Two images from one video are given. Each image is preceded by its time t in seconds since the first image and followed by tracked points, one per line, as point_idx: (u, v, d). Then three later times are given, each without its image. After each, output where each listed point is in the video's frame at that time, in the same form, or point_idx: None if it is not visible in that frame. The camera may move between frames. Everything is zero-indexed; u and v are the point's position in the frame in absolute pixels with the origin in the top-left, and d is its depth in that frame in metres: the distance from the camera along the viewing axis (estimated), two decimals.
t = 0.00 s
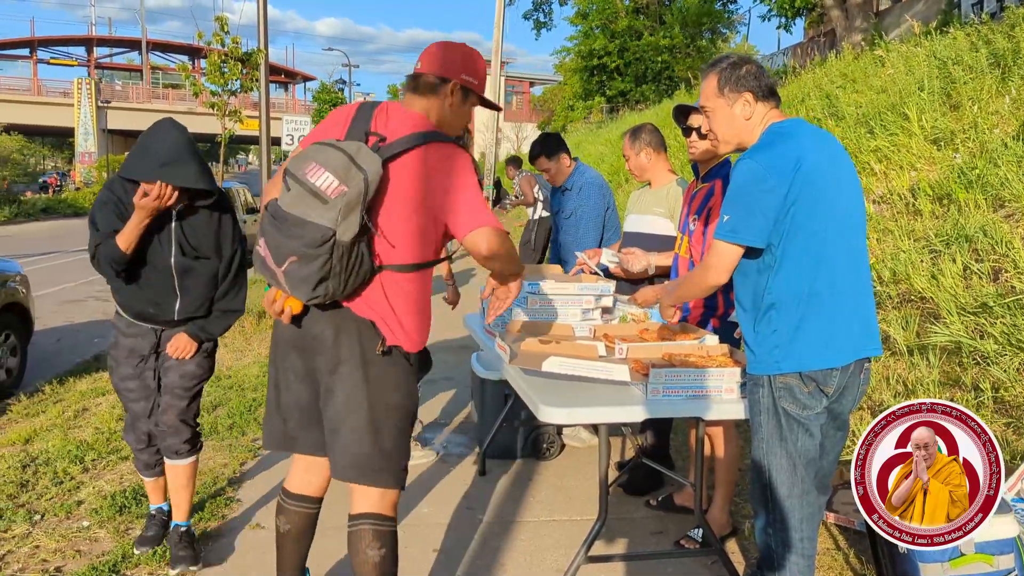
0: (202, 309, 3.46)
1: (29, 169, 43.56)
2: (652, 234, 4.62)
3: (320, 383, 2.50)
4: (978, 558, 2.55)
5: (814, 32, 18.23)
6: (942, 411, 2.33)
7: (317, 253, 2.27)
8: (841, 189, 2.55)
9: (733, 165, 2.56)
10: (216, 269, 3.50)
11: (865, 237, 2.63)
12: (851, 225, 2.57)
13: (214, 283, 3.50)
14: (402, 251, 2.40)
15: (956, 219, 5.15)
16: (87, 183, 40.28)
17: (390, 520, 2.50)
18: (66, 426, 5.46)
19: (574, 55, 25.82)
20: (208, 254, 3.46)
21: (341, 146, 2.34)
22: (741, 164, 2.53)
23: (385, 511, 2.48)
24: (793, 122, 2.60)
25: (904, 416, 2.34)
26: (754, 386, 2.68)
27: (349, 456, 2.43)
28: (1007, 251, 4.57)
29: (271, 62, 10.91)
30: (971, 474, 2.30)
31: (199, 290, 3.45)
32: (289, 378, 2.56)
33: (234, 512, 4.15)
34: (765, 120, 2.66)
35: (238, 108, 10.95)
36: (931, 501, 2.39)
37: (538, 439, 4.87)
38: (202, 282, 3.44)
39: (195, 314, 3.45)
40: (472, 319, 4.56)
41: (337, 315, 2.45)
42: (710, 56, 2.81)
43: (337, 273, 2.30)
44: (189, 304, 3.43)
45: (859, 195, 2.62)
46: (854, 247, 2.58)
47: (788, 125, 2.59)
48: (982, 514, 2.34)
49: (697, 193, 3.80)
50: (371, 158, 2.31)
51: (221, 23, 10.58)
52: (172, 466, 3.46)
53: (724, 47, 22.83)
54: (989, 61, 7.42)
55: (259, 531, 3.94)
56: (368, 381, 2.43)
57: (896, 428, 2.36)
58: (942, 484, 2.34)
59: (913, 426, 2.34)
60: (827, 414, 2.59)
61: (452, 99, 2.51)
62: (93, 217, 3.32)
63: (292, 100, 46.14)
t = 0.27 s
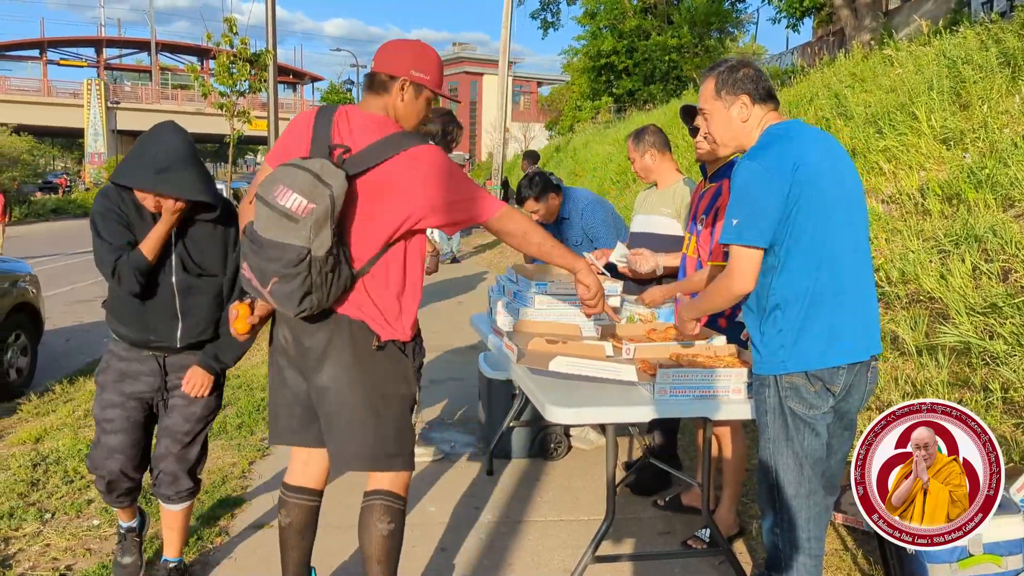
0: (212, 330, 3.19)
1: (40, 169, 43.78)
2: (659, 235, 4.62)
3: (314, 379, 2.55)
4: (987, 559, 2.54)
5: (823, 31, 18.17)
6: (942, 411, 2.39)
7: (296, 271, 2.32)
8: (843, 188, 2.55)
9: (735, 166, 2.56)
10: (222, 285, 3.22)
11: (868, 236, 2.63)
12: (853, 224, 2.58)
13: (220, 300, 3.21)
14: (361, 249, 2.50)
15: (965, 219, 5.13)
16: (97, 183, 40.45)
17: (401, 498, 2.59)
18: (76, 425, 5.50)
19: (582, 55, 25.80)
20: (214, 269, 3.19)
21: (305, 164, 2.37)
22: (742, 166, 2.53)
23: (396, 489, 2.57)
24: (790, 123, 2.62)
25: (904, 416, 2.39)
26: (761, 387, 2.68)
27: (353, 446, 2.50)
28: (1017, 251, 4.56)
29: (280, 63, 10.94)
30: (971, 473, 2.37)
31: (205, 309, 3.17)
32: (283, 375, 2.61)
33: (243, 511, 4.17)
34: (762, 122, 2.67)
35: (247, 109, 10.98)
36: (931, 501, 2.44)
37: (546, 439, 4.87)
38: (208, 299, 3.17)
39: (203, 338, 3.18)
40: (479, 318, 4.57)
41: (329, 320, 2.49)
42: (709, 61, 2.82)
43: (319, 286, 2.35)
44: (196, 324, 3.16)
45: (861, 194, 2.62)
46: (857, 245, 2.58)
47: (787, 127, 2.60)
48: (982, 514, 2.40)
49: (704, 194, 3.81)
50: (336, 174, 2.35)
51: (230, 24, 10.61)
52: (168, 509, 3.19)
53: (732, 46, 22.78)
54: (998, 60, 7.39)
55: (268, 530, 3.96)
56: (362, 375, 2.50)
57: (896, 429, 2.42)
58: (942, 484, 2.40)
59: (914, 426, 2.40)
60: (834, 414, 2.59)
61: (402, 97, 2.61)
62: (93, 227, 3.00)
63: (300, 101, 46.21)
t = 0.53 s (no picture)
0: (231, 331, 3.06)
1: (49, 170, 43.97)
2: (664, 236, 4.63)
3: (339, 371, 2.71)
4: (993, 559, 2.54)
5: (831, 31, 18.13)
6: (942, 411, 2.39)
7: (314, 269, 2.47)
8: (846, 188, 2.56)
9: (740, 166, 2.57)
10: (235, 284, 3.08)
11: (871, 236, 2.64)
12: (857, 223, 2.59)
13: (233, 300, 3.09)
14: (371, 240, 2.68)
15: (972, 219, 5.12)
16: (105, 184, 40.61)
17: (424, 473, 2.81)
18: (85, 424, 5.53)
19: (588, 55, 25.79)
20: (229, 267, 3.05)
21: (310, 169, 2.53)
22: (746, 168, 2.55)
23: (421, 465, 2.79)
24: (792, 124, 2.64)
25: (905, 416, 2.38)
26: (766, 386, 2.68)
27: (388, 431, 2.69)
28: None
29: (287, 64, 10.97)
30: (971, 473, 2.37)
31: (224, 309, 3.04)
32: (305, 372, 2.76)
33: (250, 510, 4.19)
34: (762, 125, 2.71)
35: (255, 110, 11.01)
36: (931, 500, 2.46)
37: (552, 439, 4.88)
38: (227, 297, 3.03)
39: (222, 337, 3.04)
40: (485, 318, 4.58)
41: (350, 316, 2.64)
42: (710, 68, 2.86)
43: (337, 282, 2.50)
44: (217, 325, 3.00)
45: (864, 194, 2.63)
46: (861, 245, 2.59)
47: (790, 127, 2.61)
48: (982, 514, 2.42)
49: (711, 193, 3.80)
50: (340, 175, 2.51)
51: (238, 25, 10.65)
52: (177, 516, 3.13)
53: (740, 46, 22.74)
54: (1006, 60, 7.37)
55: (276, 529, 3.98)
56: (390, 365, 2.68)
57: (896, 429, 2.41)
58: (942, 484, 2.41)
59: (914, 426, 2.40)
60: (839, 413, 2.60)
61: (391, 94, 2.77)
62: (97, 230, 2.71)
63: (307, 101, 46.29)
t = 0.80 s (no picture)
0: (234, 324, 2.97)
1: (55, 170, 44.11)
2: (668, 236, 4.63)
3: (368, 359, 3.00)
4: (995, 558, 2.54)
5: (837, 31, 18.10)
6: (942, 411, 2.39)
7: (346, 265, 2.81)
8: (848, 185, 2.57)
9: (745, 164, 2.57)
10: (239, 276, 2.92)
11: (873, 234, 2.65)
12: (860, 221, 2.59)
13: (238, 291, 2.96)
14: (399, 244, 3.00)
15: (977, 219, 5.11)
16: (111, 185, 40.72)
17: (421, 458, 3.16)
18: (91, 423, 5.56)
19: (593, 55, 25.79)
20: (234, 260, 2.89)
21: (340, 171, 2.87)
22: (751, 166, 2.54)
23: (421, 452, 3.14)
24: (796, 124, 2.64)
25: (904, 416, 2.39)
26: (771, 385, 2.69)
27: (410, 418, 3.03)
28: None
29: (293, 64, 10.99)
30: (971, 473, 2.37)
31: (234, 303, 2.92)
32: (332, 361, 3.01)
33: (256, 509, 4.21)
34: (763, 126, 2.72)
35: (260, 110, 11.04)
36: (931, 500, 2.46)
37: (556, 438, 4.89)
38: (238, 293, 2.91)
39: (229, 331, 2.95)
40: (489, 318, 4.59)
41: (379, 311, 2.97)
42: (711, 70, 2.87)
43: (366, 278, 2.83)
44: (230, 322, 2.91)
45: (866, 192, 2.64)
46: (863, 243, 2.59)
47: (793, 126, 2.62)
48: (982, 514, 2.42)
49: (715, 194, 3.81)
50: (367, 176, 2.83)
51: (244, 26, 10.68)
52: (193, 518, 2.92)
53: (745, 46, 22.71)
54: (1012, 59, 7.35)
55: (281, 527, 4.00)
56: (412, 358, 3.02)
57: (896, 429, 2.42)
58: (942, 484, 2.41)
59: (914, 426, 2.40)
60: (844, 412, 2.60)
61: (416, 99, 3.07)
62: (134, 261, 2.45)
63: (313, 101, 46.36)
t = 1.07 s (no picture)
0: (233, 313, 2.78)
1: (54, 171, 44.10)
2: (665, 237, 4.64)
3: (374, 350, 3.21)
4: (991, 558, 2.56)
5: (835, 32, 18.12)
6: (942, 411, 2.39)
7: (354, 252, 2.92)
8: (844, 185, 2.58)
9: (740, 165, 2.59)
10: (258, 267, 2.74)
11: (871, 234, 2.66)
12: (856, 222, 2.60)
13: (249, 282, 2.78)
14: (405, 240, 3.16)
15: (975, 220, 5.12)
16: (110, 185, 40.72)
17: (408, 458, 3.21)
18: (90, 424, 5.57)
19: (592, 56, 25.81)
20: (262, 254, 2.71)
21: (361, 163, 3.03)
22: (746, 167, 2.56)
23: (404, 451, 3.20)
24: (793, 125, 2.66)
25: (904, 416, 2.39)
26: (771, 386, 2.69)
27: (399, 411, 3.14)
28: None
29: (292, 65, 11.00)
30: (971, 473, 2.38)
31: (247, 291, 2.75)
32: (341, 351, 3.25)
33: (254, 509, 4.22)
34: (760, 128, 2.73)
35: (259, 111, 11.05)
36: (931, 500, 2.46)
37: (554, 439, 4.90)
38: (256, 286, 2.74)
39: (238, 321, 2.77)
40: (489, 319, 4.60)
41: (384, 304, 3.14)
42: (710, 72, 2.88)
43: (371, 267, 2.95)
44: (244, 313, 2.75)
45: (863, 193, 2.65)
46: (860, 243, 2.60)
47: (789, 128, 2.63)
48: (982, 514, 2.43)
49: (714, 195, 3.82)
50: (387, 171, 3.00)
51: (243, 27, 10.69)
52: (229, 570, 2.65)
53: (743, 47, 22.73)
54: (1009, 61, 7.37)
55: (279, 528, 4.01)
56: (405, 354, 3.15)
57: (896, 429, 2.43)
58: (942, 484, 2.42)
59: (914, 426, 2.40)
60: (843, 412, 2.61)
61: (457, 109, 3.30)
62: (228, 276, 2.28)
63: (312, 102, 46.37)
